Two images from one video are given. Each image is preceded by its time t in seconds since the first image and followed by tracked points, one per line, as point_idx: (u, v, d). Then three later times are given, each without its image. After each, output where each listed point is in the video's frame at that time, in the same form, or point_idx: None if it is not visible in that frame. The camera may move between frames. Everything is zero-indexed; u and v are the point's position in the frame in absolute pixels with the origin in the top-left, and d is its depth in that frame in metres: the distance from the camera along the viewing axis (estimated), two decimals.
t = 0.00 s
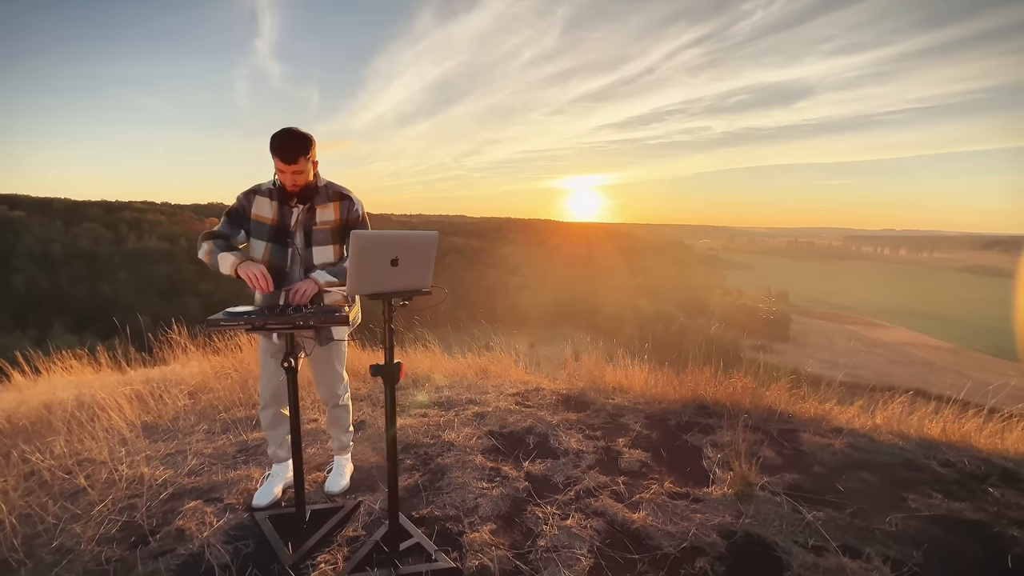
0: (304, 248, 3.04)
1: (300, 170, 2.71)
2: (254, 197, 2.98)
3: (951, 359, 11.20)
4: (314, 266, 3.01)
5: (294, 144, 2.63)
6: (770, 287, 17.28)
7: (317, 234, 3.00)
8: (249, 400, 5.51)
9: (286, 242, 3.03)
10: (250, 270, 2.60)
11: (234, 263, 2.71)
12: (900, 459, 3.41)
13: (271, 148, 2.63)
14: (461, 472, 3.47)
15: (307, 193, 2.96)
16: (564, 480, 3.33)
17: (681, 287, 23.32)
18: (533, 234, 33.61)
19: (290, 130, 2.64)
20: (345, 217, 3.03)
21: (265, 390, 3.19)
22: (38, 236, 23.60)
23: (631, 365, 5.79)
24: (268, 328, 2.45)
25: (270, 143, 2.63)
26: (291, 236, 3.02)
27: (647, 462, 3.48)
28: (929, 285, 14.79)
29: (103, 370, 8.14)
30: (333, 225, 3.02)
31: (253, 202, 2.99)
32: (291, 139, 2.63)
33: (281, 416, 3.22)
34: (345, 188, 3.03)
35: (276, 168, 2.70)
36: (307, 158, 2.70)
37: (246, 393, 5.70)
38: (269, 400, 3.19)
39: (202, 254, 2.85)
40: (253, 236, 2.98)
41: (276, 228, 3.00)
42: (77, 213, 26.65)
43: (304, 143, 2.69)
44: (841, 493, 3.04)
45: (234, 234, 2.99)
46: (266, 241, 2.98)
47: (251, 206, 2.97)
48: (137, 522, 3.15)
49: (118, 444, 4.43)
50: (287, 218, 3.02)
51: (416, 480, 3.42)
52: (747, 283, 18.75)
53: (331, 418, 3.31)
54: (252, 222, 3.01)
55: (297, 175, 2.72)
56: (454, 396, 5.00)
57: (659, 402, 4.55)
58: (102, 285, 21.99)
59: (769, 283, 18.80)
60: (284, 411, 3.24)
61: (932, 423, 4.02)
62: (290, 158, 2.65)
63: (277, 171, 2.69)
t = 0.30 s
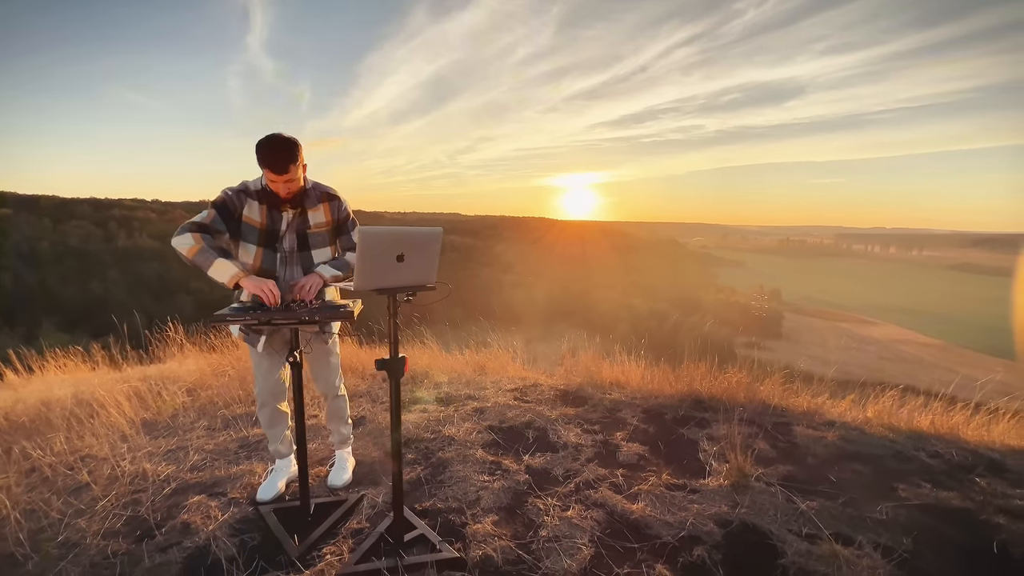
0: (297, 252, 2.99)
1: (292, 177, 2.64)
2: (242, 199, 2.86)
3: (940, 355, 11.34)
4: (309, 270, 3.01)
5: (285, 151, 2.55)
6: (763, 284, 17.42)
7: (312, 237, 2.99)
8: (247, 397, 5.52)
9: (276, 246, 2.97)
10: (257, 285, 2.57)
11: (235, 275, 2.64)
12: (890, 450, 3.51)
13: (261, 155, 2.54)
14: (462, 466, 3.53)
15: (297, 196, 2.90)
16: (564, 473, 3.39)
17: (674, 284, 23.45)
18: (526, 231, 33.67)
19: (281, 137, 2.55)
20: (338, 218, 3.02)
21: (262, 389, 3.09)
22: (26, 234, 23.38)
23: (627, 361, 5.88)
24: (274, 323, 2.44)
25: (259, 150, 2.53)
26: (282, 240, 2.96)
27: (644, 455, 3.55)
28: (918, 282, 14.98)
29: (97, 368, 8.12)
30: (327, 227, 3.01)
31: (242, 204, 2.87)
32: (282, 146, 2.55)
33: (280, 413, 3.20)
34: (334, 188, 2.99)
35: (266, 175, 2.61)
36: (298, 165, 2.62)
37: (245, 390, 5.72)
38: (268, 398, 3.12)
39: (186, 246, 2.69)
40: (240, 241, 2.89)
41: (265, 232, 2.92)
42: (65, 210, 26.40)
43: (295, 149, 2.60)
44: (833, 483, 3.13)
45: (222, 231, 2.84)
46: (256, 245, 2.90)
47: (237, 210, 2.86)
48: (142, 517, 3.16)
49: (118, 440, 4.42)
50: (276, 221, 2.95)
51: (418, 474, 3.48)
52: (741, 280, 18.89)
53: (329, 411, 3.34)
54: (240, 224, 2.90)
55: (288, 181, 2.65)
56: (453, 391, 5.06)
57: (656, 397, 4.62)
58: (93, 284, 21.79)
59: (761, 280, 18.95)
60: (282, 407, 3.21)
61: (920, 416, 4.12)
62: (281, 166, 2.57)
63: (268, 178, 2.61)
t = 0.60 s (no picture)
0: (298, 251, 3.06)
1: (295, 179, 2.69)
2: (243, 199, 2.89)
3: (930, 351, 11.50)
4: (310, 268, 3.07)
5: (289, 153, 2.60)
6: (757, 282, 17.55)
7: (313, 237, 3.06)
8: (248, 394, 5.55)
9: (277, 246, 3.02)
10: (268, 282, 2.61)
11: (246, 274, 2.66)
12: (881, 443, 3.61)
13: (264, 157, 2.58)
14: (464, 459, 3.60)
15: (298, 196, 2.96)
16: (564, 466, 3.46)
17: (669, 282, 23.59)
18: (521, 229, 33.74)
19: (284, 139, 2.59)
20: (337, 218, 3.10)
21: (265, 387, 3.10)
22: (16, 232, 23.16)
23: (624, 358, 5.97)
24: (282, 318, 2.47)
25: (262, 152, 2.57)
26: (282, 240, 3.01)
27: (642, 448, 3.64)
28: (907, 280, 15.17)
29: (94, 366, 8.11)
30: (327, 227, 3.09)
31: (243, 205, 2.90)
32: (285, 148, 2.60)
33: (282, 410, 3.22)
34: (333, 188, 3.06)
35: (269, 177, 2.66)
36: (301, 167, 2.68)
37: (245, 387, 5.75)
38: (271, 396, 3.13)
39: (192, 248, 2.70)
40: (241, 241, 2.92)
41: (266, 232, 2.96)
42: (55, 208, 26.16)
43: (297, 152, 2.65)
44: (826, 474, 3.22)
45: (225, 232, 2.85)
46: (257, 245, 2.94)
47: (238, 210, 2.89)
48: (149, 510, 3.20)
49: (120, 436, 4.45)
50: (277, 221, 2.99)
51: (421, 467, 3.54)
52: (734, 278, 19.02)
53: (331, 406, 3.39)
54: (241, 224, 2.93)
55: (291, 184, 2.70)
56: (453, 387, 5.13)
57: (653, 392, 4.71)
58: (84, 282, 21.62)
59: (755, 277, 19.11)
60: (283, 404, 3.23)
61: (910, 410, 4.24)
62: (285, 168, 2.62)
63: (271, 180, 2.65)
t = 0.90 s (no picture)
0: (304, 247, 3.09)
1: (301, 175, 2.74)
2: (251, 195, 2.94)
3: (920, 347, 11.65)
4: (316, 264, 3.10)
5: (295, 149, 2.65)
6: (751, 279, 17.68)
7: (320, 233, 3.09)
8: (249, 389, 5.59)
9: (285, 241, 3.06)
10: (278, 275, 2.66)
11: (255, 268, 2.71)
12: (873, 433, 3.70)
13: (271, 152, 2.63)
14: (466, 451, 3.66)
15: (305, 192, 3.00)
16: (565, 457, 3.54)
17: (663, 278, 23.71)
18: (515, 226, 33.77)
19: (290, 134, 2.64)
20: (343, 215, 3.12)
21: (272, 381, 3.16)
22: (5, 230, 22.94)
23: (621, 352, 6.05)
24: (290, 311, 2.51)
25: (269, 147, 2.62)
26: (290, 235, 3.05)
27: (641, 439, 3.72)
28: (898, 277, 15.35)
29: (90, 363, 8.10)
30: (333, 223, 3.12)
31: (251, 200, 2.95)
32: (291, 143, 2.64)
33: (288, 403, 3.27)
34: (340, 185, 3.10)
35: (276, 172, 2.71)
36: (307, 163, 2.73)
37: (245, 382, 5.79)
38: (278, 389, 3.18)
39: (202, 244, 2.75)
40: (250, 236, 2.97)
41: (274, 228, 3.01)
42: (44, 205, 25.91)
43: (303, 148, 2.70)
44: (820, 463, 3.31)
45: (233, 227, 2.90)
46: (266, 240, 2.99)
47: (246, 206, 2.94)
48: (157, 502, 3.24)
49: (124, 430, 4.48)
50: (284, 217, 3.04)
51: (425, 459, 3.61)
52: (728, 275, 19.15)
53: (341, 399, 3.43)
54: (249, 220, 2.98)
55: (297, 179, 2.75)
56: (452, 382, 5.20)
57: (651, 385, 4.80)
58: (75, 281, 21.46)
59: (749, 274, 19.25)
60: (290, 398, 3.29)
61: (901, 402, 4.34)
62: (292, 163, 2.67)
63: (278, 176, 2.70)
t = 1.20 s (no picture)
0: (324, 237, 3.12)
1: (322, 163, 2.80)
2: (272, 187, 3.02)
3: (912, 343, 11.79)
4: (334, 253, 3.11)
5: (317, 137, 2.72)
6: (746, 277, 17.77)
7: (340, 223, 3.11)
8: (250, 384, 5.63)
9: (305, 232, 3.10)
10: (274, 241, 2.71)
11: (253, 238, 2.77)
12: (866, 425, 3.79)
13: (292, 140, 2.71)
14: (468, 443, 3.73)
15: (326, 183, 3.05)
16: (565, 448, 3.61)
17: (659, 275, 23.80)
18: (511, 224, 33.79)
19: (311, 123, 2.72)
20: (364, 206, 3.13)
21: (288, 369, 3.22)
22: None
23: (619, 348, 6.13)
24: (297, 305, 2.56)
25: (291, 135, 2.71)
26: (310, 226, 3.09)
27: (639, 432, 3.79)
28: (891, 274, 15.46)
29: (89, 359, 8.13)
30: (354, 214, 3.13)
31: (272, 191, 3.02)
32: (313, 131, 2.71)
33: (301, 394, 3.33)
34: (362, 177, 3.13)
35: (297, 160, 2.78)
36: (328, 152, 2.79)
37: (246, 377, 5.83)
38: (293, 378, 3.25)
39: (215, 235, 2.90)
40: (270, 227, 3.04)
41: (295, 218, 3.07)
42: (36, 202, 25.73)
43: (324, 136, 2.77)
44: (813, 453, 3.40)
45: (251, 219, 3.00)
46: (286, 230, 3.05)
47: (269, 197, 3.02)
48: (164, 494, 3.29)
49: (127, 424, 4.52)
50: (306, 209, 3.10)
51: (427, 451, 3.67)
52: (723, 272, 19.27)
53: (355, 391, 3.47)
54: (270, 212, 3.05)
55: (319, 166, 2.81)
56: (452, 377, 5.27)
57: (649, 379, 4.88)
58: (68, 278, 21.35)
59: (743, 271, 19.36)
60: (302, 389, 3.35)
61: (892, 395, 4.44)
62: (313, 151, 2.73)
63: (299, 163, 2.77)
